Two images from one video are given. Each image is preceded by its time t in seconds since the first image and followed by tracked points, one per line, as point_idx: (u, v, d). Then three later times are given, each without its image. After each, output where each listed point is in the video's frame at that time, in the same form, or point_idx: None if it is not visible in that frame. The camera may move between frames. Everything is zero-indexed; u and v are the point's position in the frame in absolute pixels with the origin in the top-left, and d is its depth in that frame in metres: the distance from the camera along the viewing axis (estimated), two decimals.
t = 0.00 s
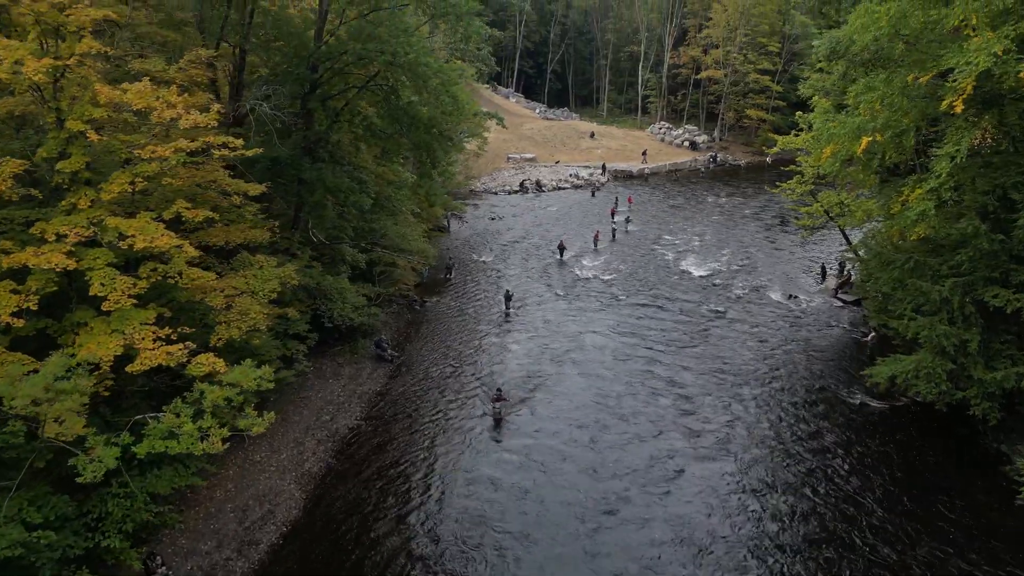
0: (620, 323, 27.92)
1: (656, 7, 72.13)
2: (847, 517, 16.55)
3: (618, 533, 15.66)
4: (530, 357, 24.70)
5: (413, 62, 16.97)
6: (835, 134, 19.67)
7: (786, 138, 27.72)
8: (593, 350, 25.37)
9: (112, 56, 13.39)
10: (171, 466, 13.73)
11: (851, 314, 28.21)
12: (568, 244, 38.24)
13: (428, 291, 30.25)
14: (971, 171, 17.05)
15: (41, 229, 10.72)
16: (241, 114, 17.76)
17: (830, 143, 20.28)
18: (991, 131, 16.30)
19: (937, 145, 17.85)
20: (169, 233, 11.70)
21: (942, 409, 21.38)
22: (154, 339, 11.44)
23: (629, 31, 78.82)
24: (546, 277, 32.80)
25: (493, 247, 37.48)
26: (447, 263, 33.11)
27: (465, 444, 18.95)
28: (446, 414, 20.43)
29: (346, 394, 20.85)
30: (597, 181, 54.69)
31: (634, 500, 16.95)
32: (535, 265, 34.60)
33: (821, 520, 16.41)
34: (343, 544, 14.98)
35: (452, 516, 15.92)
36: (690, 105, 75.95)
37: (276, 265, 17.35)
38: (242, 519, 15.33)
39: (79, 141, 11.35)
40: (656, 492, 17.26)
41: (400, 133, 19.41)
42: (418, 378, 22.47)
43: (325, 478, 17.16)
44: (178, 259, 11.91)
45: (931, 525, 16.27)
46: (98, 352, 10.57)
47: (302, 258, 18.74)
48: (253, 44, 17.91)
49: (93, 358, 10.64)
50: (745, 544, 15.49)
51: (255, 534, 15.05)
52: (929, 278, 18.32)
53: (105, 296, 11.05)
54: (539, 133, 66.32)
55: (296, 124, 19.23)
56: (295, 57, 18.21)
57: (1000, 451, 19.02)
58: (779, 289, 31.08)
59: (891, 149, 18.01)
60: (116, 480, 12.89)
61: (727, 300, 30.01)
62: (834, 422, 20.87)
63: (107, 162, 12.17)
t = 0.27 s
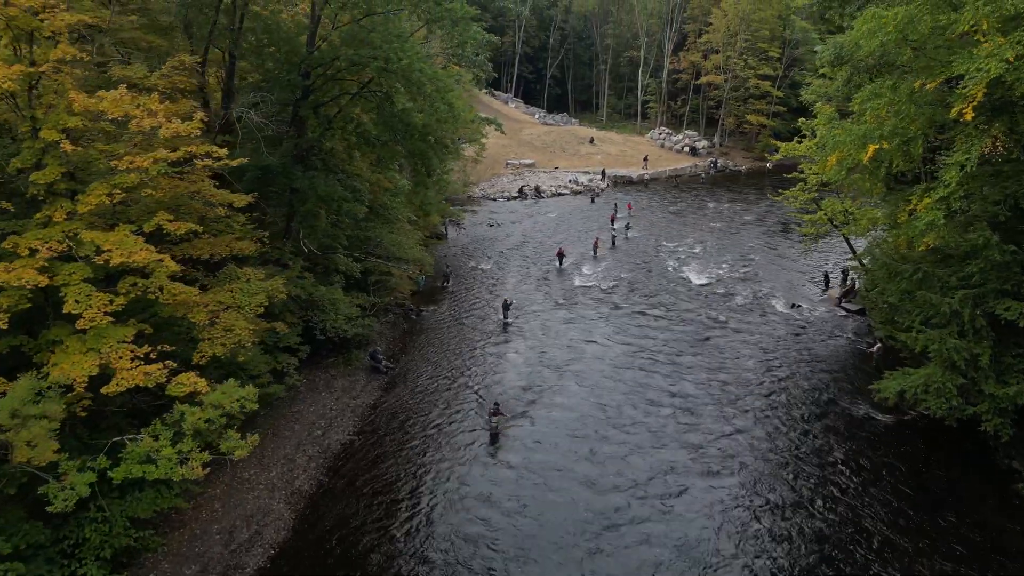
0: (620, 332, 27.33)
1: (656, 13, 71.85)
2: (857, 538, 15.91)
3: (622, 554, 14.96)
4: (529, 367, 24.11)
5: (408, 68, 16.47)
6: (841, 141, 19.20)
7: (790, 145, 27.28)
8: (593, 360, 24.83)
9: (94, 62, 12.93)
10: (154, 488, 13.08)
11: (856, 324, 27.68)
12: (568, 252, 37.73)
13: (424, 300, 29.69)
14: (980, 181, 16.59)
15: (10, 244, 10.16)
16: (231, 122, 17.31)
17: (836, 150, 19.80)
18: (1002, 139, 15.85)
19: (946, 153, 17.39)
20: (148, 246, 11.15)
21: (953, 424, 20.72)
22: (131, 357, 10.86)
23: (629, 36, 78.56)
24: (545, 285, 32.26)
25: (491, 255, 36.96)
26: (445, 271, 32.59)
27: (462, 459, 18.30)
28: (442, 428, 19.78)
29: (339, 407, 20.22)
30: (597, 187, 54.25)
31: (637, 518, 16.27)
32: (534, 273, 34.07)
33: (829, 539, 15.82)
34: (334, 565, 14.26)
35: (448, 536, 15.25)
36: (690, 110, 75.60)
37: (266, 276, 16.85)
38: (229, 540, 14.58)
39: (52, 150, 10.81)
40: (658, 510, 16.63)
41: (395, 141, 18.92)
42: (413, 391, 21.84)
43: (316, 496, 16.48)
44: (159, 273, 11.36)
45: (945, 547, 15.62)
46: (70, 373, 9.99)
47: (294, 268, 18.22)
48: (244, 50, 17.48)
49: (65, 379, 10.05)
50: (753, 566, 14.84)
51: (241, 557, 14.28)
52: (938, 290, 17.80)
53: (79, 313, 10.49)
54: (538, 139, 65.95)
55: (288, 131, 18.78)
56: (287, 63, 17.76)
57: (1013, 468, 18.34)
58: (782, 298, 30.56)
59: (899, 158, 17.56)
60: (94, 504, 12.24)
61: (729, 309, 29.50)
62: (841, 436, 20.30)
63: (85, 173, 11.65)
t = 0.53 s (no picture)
0: (621, 337, 26.78)
1: (656, 13, 71.28)
2: (867, 553, 15.36)
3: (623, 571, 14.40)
4: (527, 374, 23.58)
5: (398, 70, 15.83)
6: (847, 144, 18.68)
7: (793, 147, 26.79)
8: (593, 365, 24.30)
9: (72, 62, 12.41)
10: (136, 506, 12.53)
11: (860, 329, 27.17)
12: (567, 254, 37.20)
13: (421, 304, 29.15)
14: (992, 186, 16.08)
15: None
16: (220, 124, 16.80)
17: (841, 153, 19.27)
18: (1015, 142, 15.35)
19: (956, 156, 16.87)
20: (126, 256, 10.62)
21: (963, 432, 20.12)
22: (107, 373, 10.32)
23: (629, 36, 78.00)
24: (544, 289, 31.74)
25: (489, 258, 36.44)
26: (442, 275, 32.07)
27: (458, 471, 17.73)
28: (437, 438, 19.22)
29: (331, 417, 19.67)
30: (597, 188, 53.74)
31: (638, 532, 15.70)
32: (533, 276, 33.55)
33: (837, 554, 15.29)
34: None
35: (443, 551, 14.66)
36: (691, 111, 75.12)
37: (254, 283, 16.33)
38: (214, 558, 14.02)
39: (24, 156, 10.28)
40: (661, 523, 16.06)
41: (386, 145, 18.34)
42: (408, 399, 21.28)
43: (306, 510, 15.91)
44: (138, 284, 10.83)
45: (958, 563, 15.08)
46: (40, 391, 9.45)
47: (285, 274, 17.69)
48: (233, 50, 16.98)
49: (36, 398, 9.50)
50: None
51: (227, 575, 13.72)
52: (947, 297, 17.28)
53: (51, 327, 9.95)
54: (538, 140, 65.43)
55: (279, 133, 18.26)
56: (278, 63, 17.25)
57: None
58: (785, 302, 30.04)
59: (908, 161, 17.06)
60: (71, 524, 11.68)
61: (732, 313, 28.97)
62: (847, 445, 19.77)
63: (60, 179, 11.11)
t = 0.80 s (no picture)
0: (621, 343, 26.25)
1: (656, 13, 70.69)
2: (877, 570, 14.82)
3: None
4: (525, 380, 23.03)
5: (390, 73, 15.29)
6: (854, 148, 18.14)
7: (797, 150, 26.31)
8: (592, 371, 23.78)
9: (49, 63, 11.89)
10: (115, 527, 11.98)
11: (865, 335, 26.66)
12: (566, 258, 36.69)
13: (417, 310, 28.62)
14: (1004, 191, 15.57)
15: None
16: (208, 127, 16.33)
17: (848, 157, 18.74)
18: None
19: (967, 161, 16.40)
20: (101, 268, 10.10)
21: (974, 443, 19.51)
22: (80, 391, 9.80)
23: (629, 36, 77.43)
24: (543, 294, 31.22)
25: (487, 261, 35.92)
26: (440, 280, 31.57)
27: (454, 483, 17.15)
28: (433, 449, 18.66)
29: (324, 428, 19.13)
30: (596, 190, 53.25)
31: (640, 547, 15.13)
32: (532, 281, 33.03)
33: (847, 571, 14.74)
34: None
35: (437, 570, 14.06)
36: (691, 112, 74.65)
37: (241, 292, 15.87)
38: None
39: None
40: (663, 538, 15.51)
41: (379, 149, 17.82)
42: (403, 408, 20.73)
43: (296, 526, 15.34)
44: (114, 297, 10.31)
45: None
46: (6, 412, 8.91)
47: (275, 281, 17.19)
48: (223, 51, 16.51)
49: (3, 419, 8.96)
50: None
51: None
52: (958, 306, 16.76)
53: (21, 344, 9.42)
54: (537, 141, 64.94)
55: (270, 136, 17.79)
56: (269, 64, 16.77)
57: None
58: (788, 307, 29.52)
59: (916, 165, 16.61)
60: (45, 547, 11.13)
61: (733, 318, 28.47)
62: (853, 453, 19.26)
63: (34, 187, 10.58)
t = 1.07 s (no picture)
0: (621, 349, 25.72)
1: (657, 13, 70.15)
2: None
3: None
4: (523, 387, 22.49)
5: (383, 74, 14.78)
6: (860, 151, 17.61)
7: (800, 152, 25.82)
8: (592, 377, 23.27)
9: (24, 65, 11.39)
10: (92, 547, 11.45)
11: (870, 341, 26.16)
12: (566, 261, 36.18)
13: (413, 314, 28.11)
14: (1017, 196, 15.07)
15: None
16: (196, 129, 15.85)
17: (854, 161, 18.20)
18: None
19: (977, 165, 15.91)
20: (73, 280, 9.58)
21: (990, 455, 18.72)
22: (50, 410, 9.28)
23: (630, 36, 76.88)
24: (542, 298, 30.71)
25: (485, 264, 35.41)
26: (437, 283, 31.06)
27: (449, 496, 16.57)
28: (428, 460, 18.09)
29: (316, 439, 18.61)
30: (596, 192, 52.77)
31: (641, 563, 14.58)
32: (530, 284, 32.52)
33: None
34: None
35: None
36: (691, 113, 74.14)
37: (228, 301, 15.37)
38: None
39: None
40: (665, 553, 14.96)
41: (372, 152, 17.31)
42: (398, 417, 20.19)
43: (284, 542, 14.79)
44: (88, 311, 9.79)
45: None
46: None
47: (265, 289, 16.68)
48: (210, 51, 16.04)
49: None
50: None
51: None
52: (968, 314, 16.25)
53: None
54: (536, 142, 64.44)
55: (260, 139, 17.29)
56: (258, 65, 16.29)
57: None
58: (791, 312, 29.02)
59: (924, 169, 16.13)
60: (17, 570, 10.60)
61: (735, 323, 27.96)
62: (859, 463, 18.74)
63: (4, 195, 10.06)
